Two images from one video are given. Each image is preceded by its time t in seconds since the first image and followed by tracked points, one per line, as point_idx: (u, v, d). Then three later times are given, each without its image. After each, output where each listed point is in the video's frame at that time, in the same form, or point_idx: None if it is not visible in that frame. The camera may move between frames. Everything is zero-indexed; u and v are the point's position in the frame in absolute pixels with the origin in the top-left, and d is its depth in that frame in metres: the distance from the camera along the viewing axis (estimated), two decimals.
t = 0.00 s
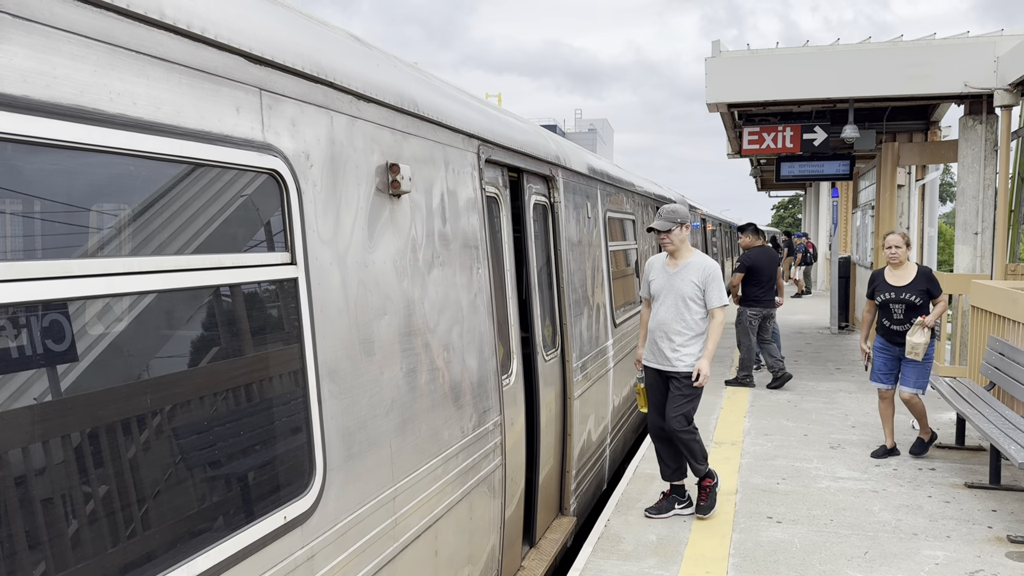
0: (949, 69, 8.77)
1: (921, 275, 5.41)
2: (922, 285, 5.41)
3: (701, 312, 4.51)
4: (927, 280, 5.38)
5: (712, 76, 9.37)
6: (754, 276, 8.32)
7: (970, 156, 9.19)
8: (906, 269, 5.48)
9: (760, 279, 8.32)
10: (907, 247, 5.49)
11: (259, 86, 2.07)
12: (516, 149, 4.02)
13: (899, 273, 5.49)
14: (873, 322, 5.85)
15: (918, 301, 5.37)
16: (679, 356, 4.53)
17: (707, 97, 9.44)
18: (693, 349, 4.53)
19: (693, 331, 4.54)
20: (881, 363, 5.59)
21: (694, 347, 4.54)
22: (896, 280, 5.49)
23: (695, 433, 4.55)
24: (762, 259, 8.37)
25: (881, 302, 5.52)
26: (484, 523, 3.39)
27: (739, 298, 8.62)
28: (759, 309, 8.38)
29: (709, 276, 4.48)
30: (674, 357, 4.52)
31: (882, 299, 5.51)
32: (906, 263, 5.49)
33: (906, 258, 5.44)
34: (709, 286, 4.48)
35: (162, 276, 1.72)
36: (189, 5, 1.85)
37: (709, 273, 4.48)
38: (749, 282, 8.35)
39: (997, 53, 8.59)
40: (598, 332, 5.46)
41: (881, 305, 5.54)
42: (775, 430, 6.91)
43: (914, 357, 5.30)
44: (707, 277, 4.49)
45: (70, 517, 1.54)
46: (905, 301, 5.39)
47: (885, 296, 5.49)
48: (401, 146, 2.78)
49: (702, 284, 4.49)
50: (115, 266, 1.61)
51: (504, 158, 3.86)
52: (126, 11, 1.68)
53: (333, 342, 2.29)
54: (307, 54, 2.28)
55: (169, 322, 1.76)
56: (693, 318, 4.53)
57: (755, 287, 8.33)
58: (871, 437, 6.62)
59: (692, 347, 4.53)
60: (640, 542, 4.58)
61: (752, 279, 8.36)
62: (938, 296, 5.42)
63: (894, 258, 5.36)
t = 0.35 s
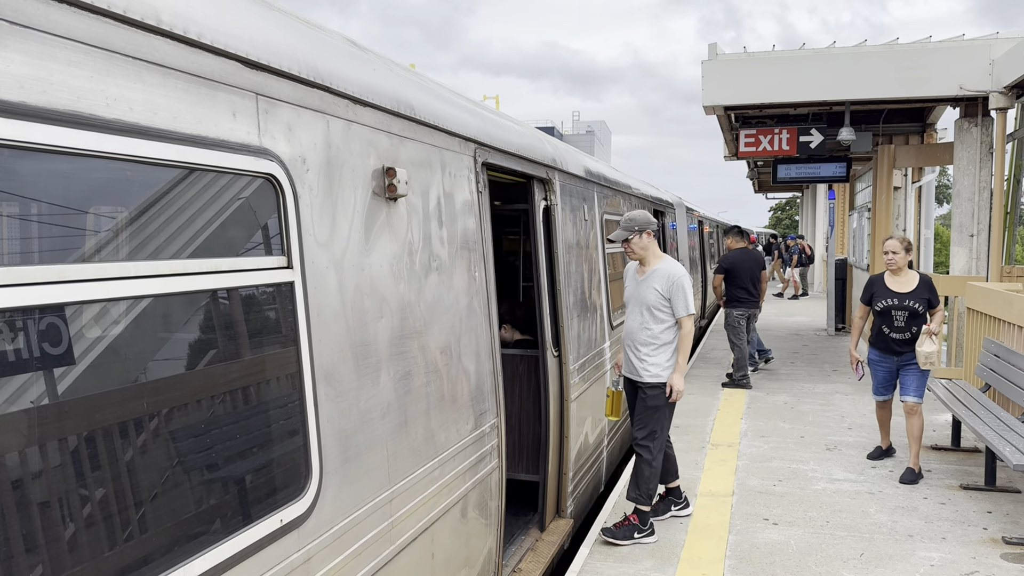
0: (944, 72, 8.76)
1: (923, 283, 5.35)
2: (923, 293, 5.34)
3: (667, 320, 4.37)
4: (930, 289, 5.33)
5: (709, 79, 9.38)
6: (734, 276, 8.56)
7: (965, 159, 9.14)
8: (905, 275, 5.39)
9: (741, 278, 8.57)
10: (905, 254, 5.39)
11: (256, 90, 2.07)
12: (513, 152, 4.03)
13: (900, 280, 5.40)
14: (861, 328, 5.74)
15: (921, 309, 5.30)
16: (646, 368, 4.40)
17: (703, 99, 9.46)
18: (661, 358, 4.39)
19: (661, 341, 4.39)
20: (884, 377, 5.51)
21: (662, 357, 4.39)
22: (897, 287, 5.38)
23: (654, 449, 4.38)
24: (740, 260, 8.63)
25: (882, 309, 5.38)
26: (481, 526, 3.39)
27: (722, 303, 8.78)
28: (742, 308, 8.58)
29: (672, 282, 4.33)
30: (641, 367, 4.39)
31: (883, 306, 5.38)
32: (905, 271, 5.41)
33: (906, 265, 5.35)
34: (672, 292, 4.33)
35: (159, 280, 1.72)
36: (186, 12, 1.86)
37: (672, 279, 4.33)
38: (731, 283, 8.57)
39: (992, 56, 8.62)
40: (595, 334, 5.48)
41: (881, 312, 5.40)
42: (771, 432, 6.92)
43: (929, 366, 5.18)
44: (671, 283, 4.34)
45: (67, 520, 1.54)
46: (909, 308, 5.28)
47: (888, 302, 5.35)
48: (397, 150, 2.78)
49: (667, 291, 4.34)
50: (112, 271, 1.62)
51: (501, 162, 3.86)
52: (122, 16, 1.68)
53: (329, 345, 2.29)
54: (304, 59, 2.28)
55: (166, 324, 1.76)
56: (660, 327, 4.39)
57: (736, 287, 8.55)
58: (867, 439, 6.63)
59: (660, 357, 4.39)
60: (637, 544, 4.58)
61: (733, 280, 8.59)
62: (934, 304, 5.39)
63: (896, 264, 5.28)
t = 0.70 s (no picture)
0: (939, 75, 8.78)
1: (918, 285, 5.28)
2: (918, 295, 5.27)
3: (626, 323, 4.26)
4: (924, 291, 5.25)
5: (705, 82, 9.40)
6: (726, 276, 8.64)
7: (961, 160, 9.25)
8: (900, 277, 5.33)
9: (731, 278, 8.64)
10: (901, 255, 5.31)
11: (252, 94, 2.07)
12: (509, 155, 4.03)
13: (894, 281, 5.37)
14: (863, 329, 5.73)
15: (913, 312, 5.24)
16: (609, 371, 4.36)
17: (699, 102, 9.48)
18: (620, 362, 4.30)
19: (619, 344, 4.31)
20: (871, 377, 5.42)
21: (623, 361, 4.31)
22: (890, 288, 5.35)
23: (641, 458, 4.38)
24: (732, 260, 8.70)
25: (873, 310, 5.39)
26: (477, 527, 3.39)
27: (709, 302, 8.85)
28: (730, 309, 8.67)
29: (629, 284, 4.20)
30: (603, 370, 4.37)
31: (875, 306, 5.37)
32: (901, 272, 5.36)
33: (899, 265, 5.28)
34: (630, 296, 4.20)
35: (154, 284, 1.72)
36: (182, 16, 1.86)
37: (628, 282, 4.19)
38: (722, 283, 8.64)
39: (986, 59, 8.64)
40: (592, 336, 5.48)
41: (875, 313, 5.40)
42: (768, 434, 6.93)
43: (908, 369, 5.14)
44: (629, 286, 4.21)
45: (62, 524, 1.54)
46: (898, 309, 5.25)
47: (880, 303, 5.34)
48: (394, 153, 2.79)
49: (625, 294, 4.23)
50: (108, 275, 1.61)
51: (497, 164, 3.87)
52: (118, 20, 1.68)
53: (325, 348, 2.28)
54: (300, 63, 2.28)
55: (162, 327, 1.76)
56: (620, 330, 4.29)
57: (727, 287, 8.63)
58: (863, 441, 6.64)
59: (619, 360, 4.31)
60: (634, 547, 4.58)
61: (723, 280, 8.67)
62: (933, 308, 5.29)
63: (886, 265, 5.25)
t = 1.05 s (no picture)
0: (935, 78, 8.81)
1: (892, 287, 5.14)
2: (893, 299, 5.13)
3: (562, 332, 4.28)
4: (899, 294, 5.11)
5: (700, 85, 9.43)
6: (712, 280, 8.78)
7: (955, 163, 9.23)
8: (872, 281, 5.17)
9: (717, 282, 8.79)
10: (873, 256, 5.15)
11: (247, 96, 2.07)
12: (505, 157, 4.04)
13: (867, 286, 5.20)
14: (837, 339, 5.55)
15: (889, 316, 5.10)
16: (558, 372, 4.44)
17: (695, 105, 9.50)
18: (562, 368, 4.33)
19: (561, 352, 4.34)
20: (847, 390, 5.29)
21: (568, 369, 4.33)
22: (863, 293, 5.20)
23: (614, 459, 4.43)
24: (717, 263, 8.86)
25: (848, 317, 5.21)
26: (472, 530, 3.39)
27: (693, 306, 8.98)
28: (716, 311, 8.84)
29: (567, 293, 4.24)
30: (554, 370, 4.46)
31: (850, 312, 5.21)
32: (874, 276, 5.22)
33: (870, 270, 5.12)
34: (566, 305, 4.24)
35: (149, 286, 1.72)
36: (177, 19, 1.86)
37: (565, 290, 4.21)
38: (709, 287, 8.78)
39: (981, 62, 8.66)
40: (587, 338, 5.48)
41: (849, 320, 5.22)
42: (763, 436, 6.94)
43: (883, 380, 4.96)
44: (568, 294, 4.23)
45: (56, 526, 1.53)
46: (875, 315, 5.10)
47: (854, 309, 5.19)
48: (389, 155, 2.79)
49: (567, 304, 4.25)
50: (103, 277, 1.61)
51: (493, 166, 3.87)
52: (114, 23, 1.68)
53: (320, 351, 2.28)
54: (296, 65, 2.28)
55: (157, 329, 1.76)
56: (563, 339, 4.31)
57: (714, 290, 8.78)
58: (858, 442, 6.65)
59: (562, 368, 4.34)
60: (629, 549, 4.58)
61: (709, 284, 8.81)
62: (907, 310, 5.16)
63: (857, 269, 5.09)
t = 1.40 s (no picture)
0: (931, 82, 8.83)
1: (871, 296, 4.86)
2: (872, 307, 4.85)
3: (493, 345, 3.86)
4: (877, 302, 4.83)
5: (697, 88, 9.44)
6: (693, 282, 8.91)
7: (951, 166, 9.26)
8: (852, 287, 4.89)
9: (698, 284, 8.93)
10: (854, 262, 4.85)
11: (244, 98, 2.07)
12: (502, 159, 4.04)
13: (847, 291, 4.95)
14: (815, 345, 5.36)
15: (865, 324, 4.83)
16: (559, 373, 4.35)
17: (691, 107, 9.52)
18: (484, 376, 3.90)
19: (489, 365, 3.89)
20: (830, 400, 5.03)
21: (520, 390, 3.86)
22: (841, 299, 4.95)
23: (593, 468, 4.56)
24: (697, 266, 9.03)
25: (822, 322, 4.99)
26: (468, 533, 3.38)
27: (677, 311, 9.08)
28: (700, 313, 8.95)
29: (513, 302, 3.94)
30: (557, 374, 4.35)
31: (825, 317, 4.98)
32: (855, 282, 4.95)
33: (849, 276, 4.85)
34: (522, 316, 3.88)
35: (145, 288, 1.72)
36: (173, 21, 1.86)
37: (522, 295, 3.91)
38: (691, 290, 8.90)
39: (976, 65, 8.68)
40: (584, 340, 5.48)
41: (824, 326, 5.00)
42: (760, 438, 6.94)
43: (868, 395, 4.70)
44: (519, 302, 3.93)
45: (52, 528, 1.53)
46: (849, 322, 4.85)
47: (829, 314, 4.96)
48: (386, 157, 2.79)
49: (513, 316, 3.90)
50: (100, 279, 1.61)
51: (490, 169, 3.87)
52: (110, 26, 1.68)
53: (316, 353, 2.28)
54: (292, 68, 2.28)
55: (153, 331, 1.75)
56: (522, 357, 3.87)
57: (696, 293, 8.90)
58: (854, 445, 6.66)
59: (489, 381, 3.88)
60: (625, 551, 4.58)
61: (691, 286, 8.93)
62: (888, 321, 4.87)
63: (837, 274, 4.82)
